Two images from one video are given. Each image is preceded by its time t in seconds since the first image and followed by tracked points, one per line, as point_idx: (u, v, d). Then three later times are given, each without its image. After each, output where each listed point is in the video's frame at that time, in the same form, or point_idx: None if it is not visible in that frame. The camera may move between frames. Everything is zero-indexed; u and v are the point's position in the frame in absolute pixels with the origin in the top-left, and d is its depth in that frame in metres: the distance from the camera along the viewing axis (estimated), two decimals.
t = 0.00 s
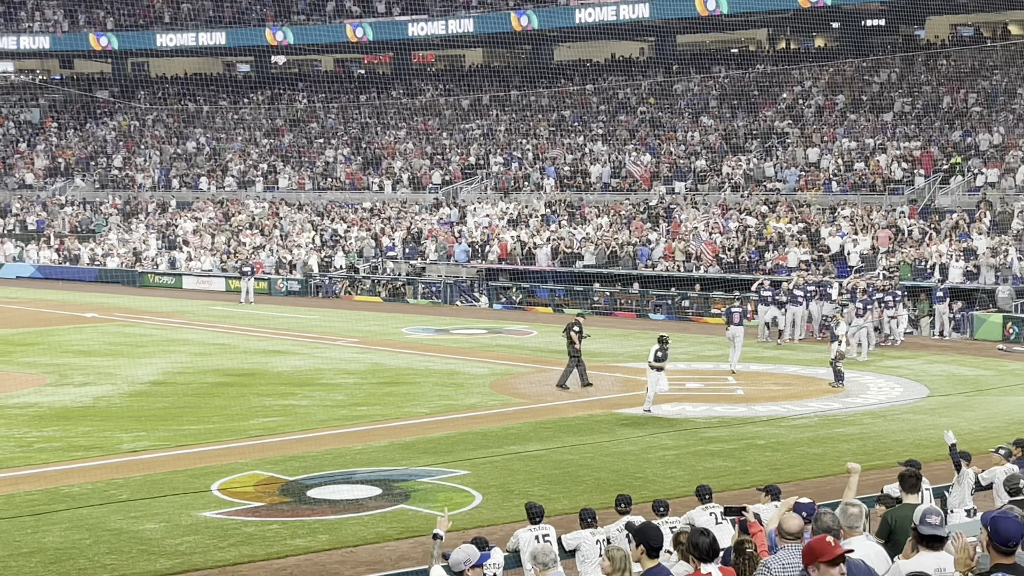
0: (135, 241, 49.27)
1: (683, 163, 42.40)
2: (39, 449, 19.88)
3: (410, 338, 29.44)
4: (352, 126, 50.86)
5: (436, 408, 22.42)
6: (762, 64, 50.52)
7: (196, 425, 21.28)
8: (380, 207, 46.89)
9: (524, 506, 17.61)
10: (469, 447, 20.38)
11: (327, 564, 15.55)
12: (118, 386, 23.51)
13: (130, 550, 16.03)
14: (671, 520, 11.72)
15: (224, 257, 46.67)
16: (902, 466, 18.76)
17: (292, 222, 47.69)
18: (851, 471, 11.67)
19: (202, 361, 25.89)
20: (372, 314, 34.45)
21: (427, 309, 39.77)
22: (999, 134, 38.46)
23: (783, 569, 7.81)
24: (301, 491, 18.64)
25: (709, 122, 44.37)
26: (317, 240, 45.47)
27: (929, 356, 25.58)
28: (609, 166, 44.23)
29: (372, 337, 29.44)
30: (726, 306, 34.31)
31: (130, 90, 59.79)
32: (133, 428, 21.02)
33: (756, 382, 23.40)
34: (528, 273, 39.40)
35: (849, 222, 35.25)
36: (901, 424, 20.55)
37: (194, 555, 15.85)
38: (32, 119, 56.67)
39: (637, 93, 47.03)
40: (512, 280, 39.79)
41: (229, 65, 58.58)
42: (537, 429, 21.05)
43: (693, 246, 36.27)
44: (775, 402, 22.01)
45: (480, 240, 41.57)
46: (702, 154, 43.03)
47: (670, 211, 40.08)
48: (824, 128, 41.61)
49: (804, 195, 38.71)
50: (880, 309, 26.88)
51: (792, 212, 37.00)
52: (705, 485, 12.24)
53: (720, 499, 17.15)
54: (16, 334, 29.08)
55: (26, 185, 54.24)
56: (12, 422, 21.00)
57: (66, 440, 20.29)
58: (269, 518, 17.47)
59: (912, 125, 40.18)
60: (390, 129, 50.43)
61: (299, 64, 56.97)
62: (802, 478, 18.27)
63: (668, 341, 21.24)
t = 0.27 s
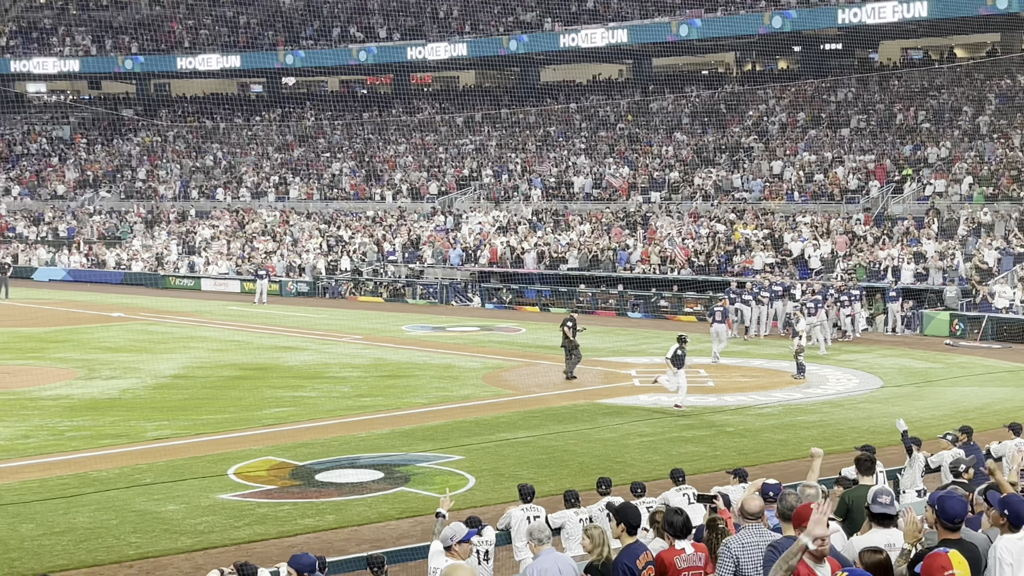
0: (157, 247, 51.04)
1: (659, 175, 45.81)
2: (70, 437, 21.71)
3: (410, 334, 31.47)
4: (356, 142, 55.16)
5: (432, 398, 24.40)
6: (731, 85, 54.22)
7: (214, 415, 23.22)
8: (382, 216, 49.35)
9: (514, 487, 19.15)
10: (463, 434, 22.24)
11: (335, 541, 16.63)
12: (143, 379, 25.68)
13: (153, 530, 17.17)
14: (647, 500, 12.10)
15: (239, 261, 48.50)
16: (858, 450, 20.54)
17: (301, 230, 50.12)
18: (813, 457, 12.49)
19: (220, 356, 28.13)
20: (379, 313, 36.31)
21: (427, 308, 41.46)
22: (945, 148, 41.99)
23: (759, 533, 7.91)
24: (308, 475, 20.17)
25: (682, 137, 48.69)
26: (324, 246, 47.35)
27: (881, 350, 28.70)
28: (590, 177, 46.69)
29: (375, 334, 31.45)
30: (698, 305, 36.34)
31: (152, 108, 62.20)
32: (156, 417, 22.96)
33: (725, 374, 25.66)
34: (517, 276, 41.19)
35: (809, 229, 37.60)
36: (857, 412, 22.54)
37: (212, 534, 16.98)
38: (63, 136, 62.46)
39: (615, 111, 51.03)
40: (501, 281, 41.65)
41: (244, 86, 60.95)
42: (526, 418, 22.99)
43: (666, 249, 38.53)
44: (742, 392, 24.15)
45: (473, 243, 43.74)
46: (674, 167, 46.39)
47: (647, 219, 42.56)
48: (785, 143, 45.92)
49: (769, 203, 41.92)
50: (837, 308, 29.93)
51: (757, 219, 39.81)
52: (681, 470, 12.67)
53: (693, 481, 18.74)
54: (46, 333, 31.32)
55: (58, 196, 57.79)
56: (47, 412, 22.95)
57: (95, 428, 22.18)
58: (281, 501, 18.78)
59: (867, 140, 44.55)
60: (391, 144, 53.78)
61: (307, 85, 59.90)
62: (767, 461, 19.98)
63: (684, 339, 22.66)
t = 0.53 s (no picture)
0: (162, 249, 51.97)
1: (645, 180, 46.53)
2: (79, 432, 22.44)
3: (406, 333, 32.35)
4: (355, 148, 56.27)
5: (428, 395, 25.30)
6: (715, 93, 55.32)
7: (218, 411, 24.08)
8: (380, 219, 50.37)
9: (508, 479, 19.65)
10: (458, 429, 23.00)
11: (336, 532, 16.77)
12: (150, 376, 26.68)
13: (159, 521, 17.23)
14: (635, 493, 12.30)
15: (243, 264, 49.45)
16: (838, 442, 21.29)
17: (302, 233, 51.13)
18: (795, 449, 12.18)
19: (224, 354, 29.12)
20: (377, 313, 37.19)
21: (423, 308, 42.31)
22: (919, 154, 42.97)
23: (740, 525, 7.90)
24: (309, 469, 20.59)
25: (668, 144, 49.38)
26: (324, 248, 48.32)
27: (859, 348, 29.90)
28: (580, 183, 48.10)
29: (373, 333, 32.33)
30: (683, 305, 37.37)
31: (158, 116, 62.51)
32: (162, 413, 23.82)
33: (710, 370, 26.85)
34: (509, 277, 42.26)
35: (790, 231, 38.85)
36: (837, 408, 23.42)
37: (217, 526, 17.07)
38: (72, 143, 63.07)
39: (604, 119, 52.56)
40: (495, 282, 42.63)
41: (245, 95, 62.51)
42: (519, 414, 23.84)
43: (653, 252, 39.50)
44: (726, 389, 25.16)
45: (467, 246, 44.71)
46: (661, 172, 47.48)
47: (634, 221, 43.62)
48: (768, 148, 46.96)
49: (751, 206, 42.91)
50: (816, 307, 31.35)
51: (741, 222, 40.91)
52: (666, 462, 12.81)
53: (681, 474, 19.27)
54: (56, 332, 32.34)
55: (67, 201, 58.68)
56: (57, 409, 23.78)
57: (104, 424, 22.97)
58: (283, 493, 19.00)
59: (847, 146, 45.59)
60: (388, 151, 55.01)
61: (308, 93, 61.28)
62: (752, 454, 20.58)
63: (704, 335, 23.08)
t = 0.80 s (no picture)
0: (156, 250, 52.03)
1: (637, 181, 46.79)
2: (73, 432, 22.51)
3: (399, 334, 32.43)
4: (348, 150, 56.38)
5: (421, 395, 25.41)
6: (706, 95, 55.68)
7: (212, 411, 24.16)
8: (373, 220, 50.49)
9: (500, 478, 19.75)
10: (451, 429, 23.10)
11: (329, 531, 16.87)
12: (144, 377, 26.74)
13: (153, 521, 17.32)
14: (628, 492, 12.16)
15: (236, 264, 49.50)
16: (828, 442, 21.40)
17: (295, 234, 51.19)
18: (789, 450, 12.60)
19: (217, 355, 29.19)
20: (370, 314, 37.30)
21: (415, 308, 42.42)
22: (910, 155, 43.21)
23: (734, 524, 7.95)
24: (303, 469, 20.67)
25: (660, 144, 49.79)
26: (318, 249, 48.38)
27: (850, 348, 30.07)
28: (572, 184, 48.22)
29: (366, 333, 32.43)
30: (675, 305, 37.46)
31: (152, 117, 62.66)
32: (156, 413, 23.89)
33: (702, 371, 27.08)
34: (502, 277, 42.39)
35: (781, 232, 39.05)
36: (827, 408, 23.58)
37: (211, 525, 17.16)
38: (66, 144, 63.05)
39: (596, 121, 52.65)
40: (487, 283, 42.80)
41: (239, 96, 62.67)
42: (511, 414, 23.96)
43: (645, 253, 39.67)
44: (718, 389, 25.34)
45: (460, 247, 44.82)
46: (653, 172, 47.73)
47: (626, 222, 43.79)
48: (759, 149, 47.17)
49: (742, 207, 43.32)
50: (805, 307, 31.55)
51: (731, 222, 41.09)
52: (659, 462, 12.75)
53: (672, 473, 19.37)
54: (50, 333, 32.37)
55: (61, 202, 58.77)
56: (52, 410, 23.85)
57: (98, 425, 23.04)
58: (276, 493, 19.10)
59: (837, 148, 45.82)
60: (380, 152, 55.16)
61: (301, 95, 61.43)
62: (743, 453, 20.68)
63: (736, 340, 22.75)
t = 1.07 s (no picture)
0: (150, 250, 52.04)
1: (631, 182, 46.89)
2: (66, 434, 22.47)
3: (393, 335, 32.42)
4: (342, 151, 56.48)
5: (415, 396, 25.41)
6: (699, 96, 55.82)
7: (205, 412, 24.13)
8: (366, 221, 50.49)
9: (494, 479, 19.71)
10: (445, 430, 23.07)
11: (322, 533, 16.84)
12: (137, 378, 26.70)
13: (146, 522, 17.28)
14: (621, 493, 12.10)
15: (230, 265, 49.46)
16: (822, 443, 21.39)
17: (288, 235, 51.18)
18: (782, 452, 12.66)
19: (211, 356, 29.15)
20: (364, 315, 37.33)
21: (409, 309, 42.42)
22: (904, 156, 43.31)
23: (728, 523, 8.01)
24: (297, 470, 20.63)
25: (654, 146, 49.91)
26: (312, 250, 48.40)
27: (843, 349, 30.12)
28: (566, 185, 48.25)
29: (360, 334, 32.43)
30: (669, 306, 37.51)
31: (145, 118, 62.74)
32: (150, 415, 23.86)
33: (696, 372, 27.13)
34: (497, 278, 42.35)
35: (774, 233, 39.11)
36: (821, 408, 23.59)
37: (204, 526, 17.13)
38: (60, 145, 62.98)
39: (590, 122, 52.74)
40: (481, 284, 42.89)
41: (233, 97, 62.68)
42: (504, 415, 23.96)
43: (639, 254, 39.67)
44: (711, 390, 25.38)
45: (454, 249, 44.80)
46: (647, 173, 47.86)
47: (620, 223, 43.84)
48: (753, 150, 47.27)
49: (736, 208, 43.48)
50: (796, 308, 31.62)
51: (725, 224, 41.12)
52: (651, 464, 12.69)
53: (666, 474, 19.35)
54: (44, 334, 32.34)
55: (55, 202, 58.77)
56: (45, 411, 23.83)
57: (91, 426, 23.00)
58: (270, 494, 19.07)
59: (830, 149, 45.93)
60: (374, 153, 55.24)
61: (296, 96, 61.39)
62: (737, 453, 20.67)
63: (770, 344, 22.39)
